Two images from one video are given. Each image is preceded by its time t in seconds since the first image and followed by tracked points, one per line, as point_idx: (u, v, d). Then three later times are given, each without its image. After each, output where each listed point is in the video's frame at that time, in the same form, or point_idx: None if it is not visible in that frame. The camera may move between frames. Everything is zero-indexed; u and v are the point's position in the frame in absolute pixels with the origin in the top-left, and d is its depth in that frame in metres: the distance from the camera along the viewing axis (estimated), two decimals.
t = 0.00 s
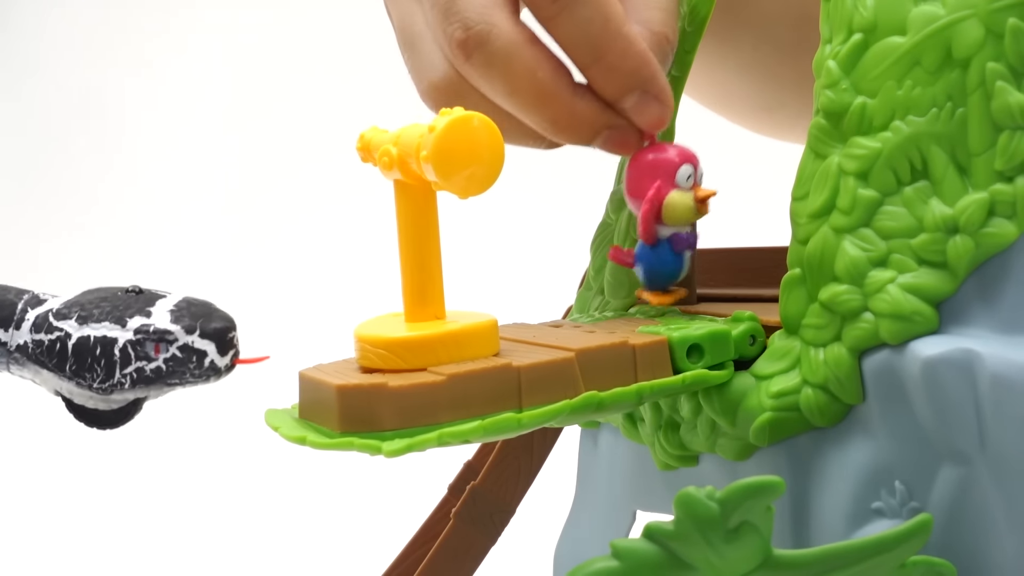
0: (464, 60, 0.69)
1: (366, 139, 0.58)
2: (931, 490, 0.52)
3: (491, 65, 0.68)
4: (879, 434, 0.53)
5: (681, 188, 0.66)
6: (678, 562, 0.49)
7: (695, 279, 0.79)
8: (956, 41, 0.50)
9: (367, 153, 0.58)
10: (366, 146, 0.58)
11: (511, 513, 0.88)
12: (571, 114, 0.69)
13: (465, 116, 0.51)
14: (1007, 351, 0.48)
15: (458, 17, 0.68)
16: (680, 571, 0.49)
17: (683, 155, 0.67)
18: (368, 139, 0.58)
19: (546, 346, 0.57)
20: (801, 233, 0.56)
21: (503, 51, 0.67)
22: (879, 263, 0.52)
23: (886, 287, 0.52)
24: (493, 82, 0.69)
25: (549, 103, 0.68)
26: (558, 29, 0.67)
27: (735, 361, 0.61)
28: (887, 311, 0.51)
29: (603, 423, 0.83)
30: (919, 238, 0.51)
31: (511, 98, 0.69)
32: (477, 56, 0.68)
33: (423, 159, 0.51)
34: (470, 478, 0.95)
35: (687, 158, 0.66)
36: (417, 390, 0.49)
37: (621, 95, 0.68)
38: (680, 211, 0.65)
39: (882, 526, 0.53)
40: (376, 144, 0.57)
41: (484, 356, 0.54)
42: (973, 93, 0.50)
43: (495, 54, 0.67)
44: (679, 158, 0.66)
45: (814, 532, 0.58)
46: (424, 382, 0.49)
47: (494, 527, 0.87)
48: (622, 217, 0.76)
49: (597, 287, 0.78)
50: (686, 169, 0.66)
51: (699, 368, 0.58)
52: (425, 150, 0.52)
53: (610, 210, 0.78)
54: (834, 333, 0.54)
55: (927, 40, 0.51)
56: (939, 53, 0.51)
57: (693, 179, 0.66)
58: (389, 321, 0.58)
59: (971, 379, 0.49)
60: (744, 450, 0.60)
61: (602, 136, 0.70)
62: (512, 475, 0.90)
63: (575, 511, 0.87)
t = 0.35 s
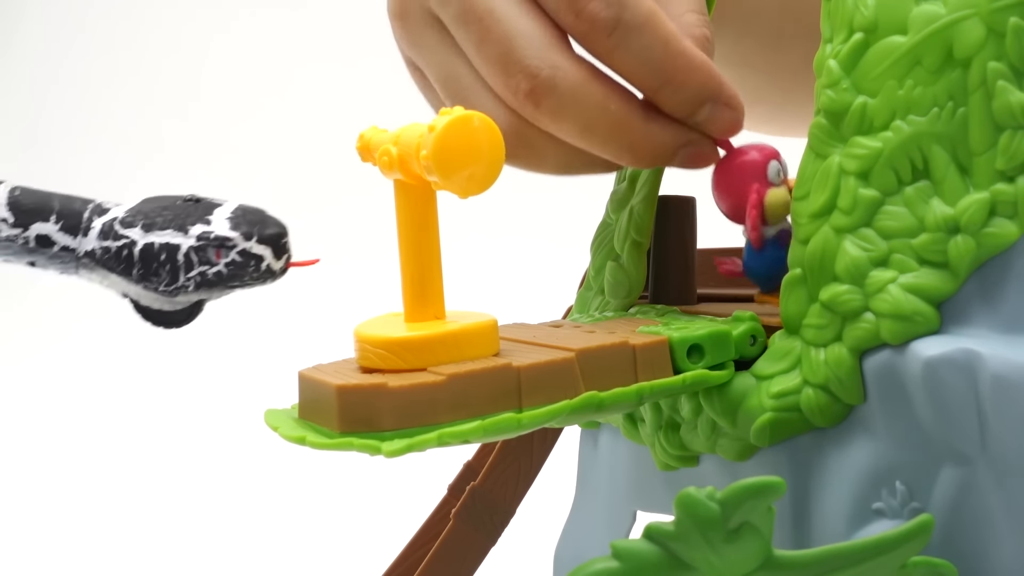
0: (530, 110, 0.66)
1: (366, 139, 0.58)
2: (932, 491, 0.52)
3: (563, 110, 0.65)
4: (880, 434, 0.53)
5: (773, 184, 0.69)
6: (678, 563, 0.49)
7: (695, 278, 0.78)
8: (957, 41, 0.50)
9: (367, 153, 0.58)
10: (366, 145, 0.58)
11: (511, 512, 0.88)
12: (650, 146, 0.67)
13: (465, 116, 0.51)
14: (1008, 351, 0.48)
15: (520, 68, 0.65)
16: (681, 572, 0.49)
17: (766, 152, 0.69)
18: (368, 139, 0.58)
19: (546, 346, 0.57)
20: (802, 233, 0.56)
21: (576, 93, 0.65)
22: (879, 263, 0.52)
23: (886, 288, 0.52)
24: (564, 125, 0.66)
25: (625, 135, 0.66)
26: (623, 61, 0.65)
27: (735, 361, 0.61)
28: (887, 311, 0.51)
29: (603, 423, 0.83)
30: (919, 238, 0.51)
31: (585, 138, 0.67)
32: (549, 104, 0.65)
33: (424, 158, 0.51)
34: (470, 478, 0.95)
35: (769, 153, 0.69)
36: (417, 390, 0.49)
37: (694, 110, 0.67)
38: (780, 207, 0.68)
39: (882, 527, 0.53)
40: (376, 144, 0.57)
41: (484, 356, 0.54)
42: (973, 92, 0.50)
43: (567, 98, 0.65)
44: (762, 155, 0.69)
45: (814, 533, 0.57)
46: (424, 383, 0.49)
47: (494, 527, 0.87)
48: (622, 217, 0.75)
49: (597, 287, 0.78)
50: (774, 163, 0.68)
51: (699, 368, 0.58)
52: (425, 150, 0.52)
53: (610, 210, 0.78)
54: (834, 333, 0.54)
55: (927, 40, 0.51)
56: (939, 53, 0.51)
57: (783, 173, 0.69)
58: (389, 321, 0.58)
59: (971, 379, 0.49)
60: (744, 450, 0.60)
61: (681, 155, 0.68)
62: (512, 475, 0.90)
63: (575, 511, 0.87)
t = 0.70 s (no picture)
0: (641, 126, 0.62)
1: (367, 139, 0.58)
2: (932, 490, 0.52)
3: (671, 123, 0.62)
4: (880, 434, 0.53)
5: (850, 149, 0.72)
6: (678, 562, 0.49)
7: (695, 277, 0.78)
8: (957, 41, 0.50)
9: (369, 152, 0.58)
10: (367, 145, 0.58)
11: (512, 512, 0.88)
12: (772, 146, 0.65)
13: (465, 115, 0.51)
14: (1008, 350, 0.48)
15: (622, 86, 0.62)
16: (681, 571, 0.49)
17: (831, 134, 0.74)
18: (369, 138, 0.58)
19: (546, 345, 0.57)
20: (802, 233, 0.56)
21: (685, 102, 0.62)
22: (879, 262, 0.52)
23: (886, 287, 0.52)
24: (675, 134, 0.63)
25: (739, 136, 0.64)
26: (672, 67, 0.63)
27: (735, 361, 0.61)
28: (888, 311, 0.51)
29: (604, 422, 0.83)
30: (919, 238, 0.51)
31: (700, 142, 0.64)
32: (661, 117, 0.62)
33: (424, 157, 0.51)
34: (471, 478, 0.95)
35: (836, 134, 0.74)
36: (418, 389, 0.49)
37: (792, 103, 0.64)
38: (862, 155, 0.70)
39: (882, 526, 0.53)
40: (377, 143, 0.57)
41: (485, 355, 0.54)
42: (973, 92, 0.50)
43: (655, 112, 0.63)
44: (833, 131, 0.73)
45: (814, 532, 0.58)
46: (424, 381, 0.49)
47: (495, 527, 0.87)
48: (622, 218, 0.76)
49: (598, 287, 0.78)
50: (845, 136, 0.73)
51: (699, 367, 0.58)
52: (426, 149, 0.52)
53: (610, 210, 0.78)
54: (834, 332, 0.54)
55: (927, 40, 0.51)
56: (939, 53, 0.51)
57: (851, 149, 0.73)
58: (389, 319, 0.58)
59: (971, 379, 0.49)
60: (744, 450, 0.60)
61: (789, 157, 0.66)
62: (513, 475, 0.90)
63: (576, 510, 0.87)
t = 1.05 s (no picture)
0: None
1: (366, 139, 0.58)
2: (932, 491, 0.52)
3: None
4: (880, 435, 0.53)
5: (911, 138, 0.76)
6: (678, 563, 0.49)
7: (695, 278, 0.78)
8: (957, 41, 0.50)
9: (367, 152, 0.58)
10: (366, 145, 0.58)
11: (511, 512, 0.88)
12: None
13: (464, 116, 0.51)
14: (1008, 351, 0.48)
15: None
16: (681, 572, 0.49)
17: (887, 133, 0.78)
18: (367, 138, 0.58)
19: (546, 346, 0.57)
20: (802, 233, 0.56)
21: None
22: (879, 263, 0.52)
23: (886, 287, 0.52)
24: None
25: None
26: None
27: (735, 361, 0.61)
28: (888, 311, 0.51)
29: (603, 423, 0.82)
30: (919, 238, 0.51)
31: None
32: None
33: (423, 158, 0.51)
34: (470, 478, 0.95)
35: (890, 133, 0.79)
36: (417, 390, 0.49)
37: None
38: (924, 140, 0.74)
39: (883, 527, 0.53)
40: (376, 143, 0.57)
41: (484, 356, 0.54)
42: (974, 92, 0.50)
43: None
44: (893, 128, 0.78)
45: (815, 533, 0.57)
46: (423, 382, 0.49)
47: (493, 527, 0.87)
48: (622, 218, 0.75)
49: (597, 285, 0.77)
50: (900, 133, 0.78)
51: (699, 368, 0.58)
52: (425, 150, 0.52)
53: (610, 210, 0.78)
54: (834, 333, 0.54)
55: (927, 40, 0.51)
56: (939, 53, 0.50)
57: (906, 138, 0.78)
58: (387, 320, 0.58)
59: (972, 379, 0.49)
60: (745, 450, 0.60)
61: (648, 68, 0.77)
62: (512, 475, 0.90)
63: (575, 511, 0.87)
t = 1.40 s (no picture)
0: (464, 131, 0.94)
1: (366, 139, 0.58)
2: (931, 491, 0.52)
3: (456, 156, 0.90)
4: (879, 435, 0.53)
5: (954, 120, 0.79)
6: (678, 563, 0.49)
7: (695, 278, 0.78)
8: (956, 42, 0.50)
9: (367, 152, 0.58)
10: (366, 145, 0.58)
11: (511, 513, 0.88)
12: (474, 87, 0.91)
13: (464, 115, 0.51)
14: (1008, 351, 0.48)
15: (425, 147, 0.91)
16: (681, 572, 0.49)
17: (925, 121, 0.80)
18: (368, 139, 0.58)
19: (546, 345, 0.57)
20: (802, 233, 0.56)
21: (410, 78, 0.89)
22: (879, 263, 0.52)
23: (886, 288, 0.52)
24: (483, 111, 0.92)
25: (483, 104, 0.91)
26: (496, 27, 0.93)
27: (735, 361, 0.61)
28: (887, 311, 0.51)
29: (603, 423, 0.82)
30: (919, 238, 0.51)
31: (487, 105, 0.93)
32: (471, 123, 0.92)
33: (423, 158, 0.51)
34: (470, 478, 0.95)
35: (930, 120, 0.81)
36: (417, 390, 0.49)
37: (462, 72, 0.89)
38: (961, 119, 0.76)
39: (882, 527, 0.53)
40: (376, 143, 0.57)
41: (484, 356, 0.54)
42: (973, 92, 0.50)
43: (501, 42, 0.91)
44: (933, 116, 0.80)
45: (814, 533, 0.57)
46: (423, 382, 0.49)
47: (493, 527, 0.87)
48: (622, 218, 0.75)
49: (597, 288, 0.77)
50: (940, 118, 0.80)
51: (699, 368, 0.58)
52: (425, 150, 0.52)
53: (610, 211, 0.78)
54: (834, 333, 0.54)
55: (926, 40, 0.51)
56: (938, 53, 0.51)
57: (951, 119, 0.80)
58: (387, 320, 0.58)
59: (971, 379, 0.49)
60: (744, 450, 0.60)
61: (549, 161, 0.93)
62: (512, 475, 0.90)
63: (575, 511, 0.87)
